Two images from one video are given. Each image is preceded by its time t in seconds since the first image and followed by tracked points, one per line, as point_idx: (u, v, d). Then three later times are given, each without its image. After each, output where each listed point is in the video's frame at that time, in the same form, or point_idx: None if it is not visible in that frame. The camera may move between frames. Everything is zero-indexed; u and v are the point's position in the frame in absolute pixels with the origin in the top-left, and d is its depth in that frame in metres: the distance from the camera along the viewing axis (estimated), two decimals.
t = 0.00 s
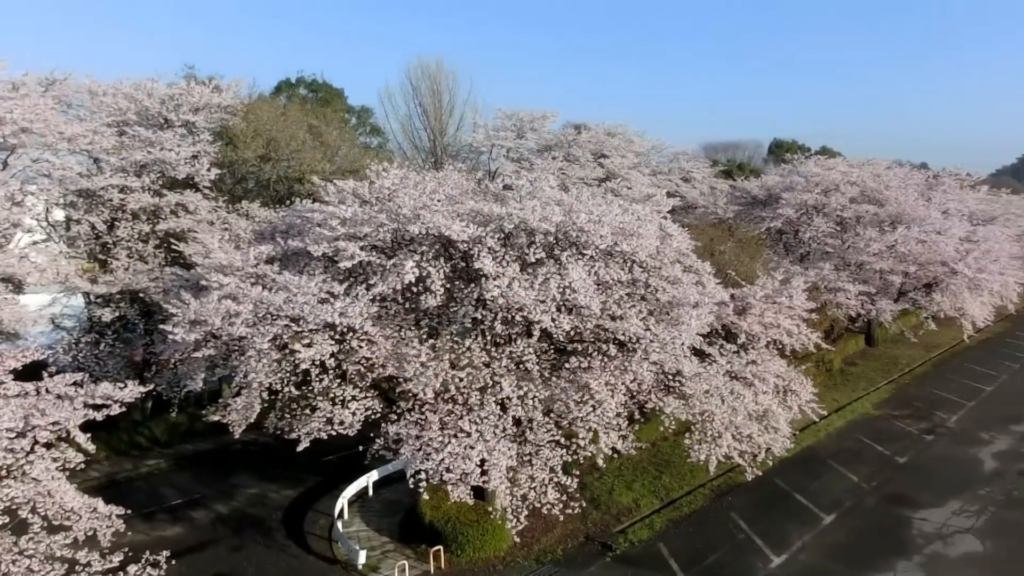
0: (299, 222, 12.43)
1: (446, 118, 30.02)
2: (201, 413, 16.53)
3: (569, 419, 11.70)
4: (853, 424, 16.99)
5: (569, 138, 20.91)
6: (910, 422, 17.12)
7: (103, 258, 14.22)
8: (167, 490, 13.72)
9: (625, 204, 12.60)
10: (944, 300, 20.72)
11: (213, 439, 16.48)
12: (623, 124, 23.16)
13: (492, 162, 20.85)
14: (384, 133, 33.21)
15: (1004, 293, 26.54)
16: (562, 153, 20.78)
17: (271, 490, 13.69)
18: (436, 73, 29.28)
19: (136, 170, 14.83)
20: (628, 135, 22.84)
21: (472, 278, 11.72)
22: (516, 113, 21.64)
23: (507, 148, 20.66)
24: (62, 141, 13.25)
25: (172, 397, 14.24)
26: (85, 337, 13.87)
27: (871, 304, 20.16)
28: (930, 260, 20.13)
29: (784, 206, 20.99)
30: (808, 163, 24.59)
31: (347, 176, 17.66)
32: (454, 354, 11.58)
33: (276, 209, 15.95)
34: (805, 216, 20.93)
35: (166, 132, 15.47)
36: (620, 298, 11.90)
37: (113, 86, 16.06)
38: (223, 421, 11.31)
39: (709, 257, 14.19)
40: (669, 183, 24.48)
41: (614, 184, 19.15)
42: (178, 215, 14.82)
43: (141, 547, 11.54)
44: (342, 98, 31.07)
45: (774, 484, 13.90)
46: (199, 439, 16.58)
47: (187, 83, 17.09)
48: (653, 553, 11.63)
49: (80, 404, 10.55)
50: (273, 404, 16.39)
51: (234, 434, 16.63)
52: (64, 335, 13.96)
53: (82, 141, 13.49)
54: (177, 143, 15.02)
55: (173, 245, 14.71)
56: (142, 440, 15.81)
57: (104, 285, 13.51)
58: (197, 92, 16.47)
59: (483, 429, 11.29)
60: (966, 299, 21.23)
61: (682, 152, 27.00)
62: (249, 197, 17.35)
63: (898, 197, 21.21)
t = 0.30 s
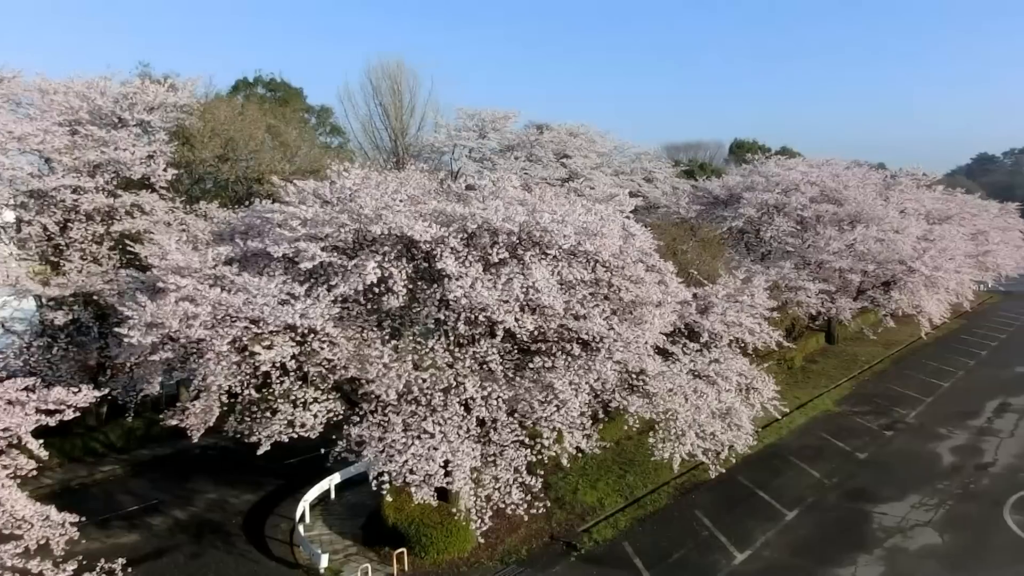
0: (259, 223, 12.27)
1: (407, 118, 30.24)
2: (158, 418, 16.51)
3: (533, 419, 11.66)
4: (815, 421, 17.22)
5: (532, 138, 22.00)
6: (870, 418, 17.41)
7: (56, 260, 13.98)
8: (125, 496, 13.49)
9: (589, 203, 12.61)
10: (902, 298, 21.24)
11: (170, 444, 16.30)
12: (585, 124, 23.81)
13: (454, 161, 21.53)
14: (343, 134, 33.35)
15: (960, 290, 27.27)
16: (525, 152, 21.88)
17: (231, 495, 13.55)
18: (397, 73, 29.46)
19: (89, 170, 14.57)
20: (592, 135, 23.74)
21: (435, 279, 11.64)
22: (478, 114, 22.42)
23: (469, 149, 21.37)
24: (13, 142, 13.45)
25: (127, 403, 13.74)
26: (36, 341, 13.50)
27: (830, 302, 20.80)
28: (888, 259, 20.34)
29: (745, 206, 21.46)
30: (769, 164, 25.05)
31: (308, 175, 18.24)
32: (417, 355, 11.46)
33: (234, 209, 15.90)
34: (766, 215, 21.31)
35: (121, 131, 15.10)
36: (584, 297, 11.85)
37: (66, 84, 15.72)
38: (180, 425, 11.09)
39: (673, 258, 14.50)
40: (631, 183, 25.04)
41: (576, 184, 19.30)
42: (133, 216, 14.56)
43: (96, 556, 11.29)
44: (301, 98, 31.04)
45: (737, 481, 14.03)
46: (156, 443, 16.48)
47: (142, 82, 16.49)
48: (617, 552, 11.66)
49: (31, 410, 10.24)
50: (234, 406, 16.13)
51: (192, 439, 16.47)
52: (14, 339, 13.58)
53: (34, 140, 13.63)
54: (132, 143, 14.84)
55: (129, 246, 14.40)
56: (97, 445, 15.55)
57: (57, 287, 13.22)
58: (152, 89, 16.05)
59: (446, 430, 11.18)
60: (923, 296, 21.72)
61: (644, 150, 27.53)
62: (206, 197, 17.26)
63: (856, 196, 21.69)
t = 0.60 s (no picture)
0: (224, 225, 12.15)
1: (372, 119, 30.72)
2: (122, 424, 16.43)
3: (504, 420, 11.59)
4: (783, 419, 17.43)
5: (500, 139, 22.68)
6: (838, 414, 17.65)
7: (13, 265, 13.58)
8: (89, 505, 13.35)
9: (557, 204, 12.63)
10: (867, 296, 21.73)
11: (134, 450, 16.27)
12: (552, 124, 24.40)
13: (421, 162, 22.12)
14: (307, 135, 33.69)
15: (924, 287, 27.84)
16: (492, 152, 22.51)
17: (197, 502, 13.49)
18: (362, 72, 29.98)
19: (48, 172, 14.27)
20: (559, 136, 24.57)
21: (403, 280, 11.54)
22: (445, 115, 23.06)
23: (437, 149, 21.96)
24: None
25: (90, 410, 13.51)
26: None
27: (797, 300, 21.02)
28: (854, 257, 20.76)
29: (713, 205, 21.75)
30: (736, 163, 25.42)
31: (273, 177, 18.91)
32: (386, 357, 11.35)
33: (198, 212, 15.90)
34: (733, 215, 21.62)
35: (80, 132, 15.00)
36: (553, 297, 11.84)
37: (24, 86, 15.49)
38: (145, 431, 10.89)
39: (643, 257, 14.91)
40: (599, 184, 25.36)
41: (544, 185, 19.47)
42: (95, 219, 14.47)
43: (59, 566, 11.11)
44: (266, 99, 31.30)
45: (707, 479, 14.14)
46: (120, 450, 16.41)
47: (101, 82, 16.51)
48: (590, 551, 11.68)
49: None
50: (199, 410, 16.50)
51: (156, 445, 16.46)
52: None
53: None
54: (93, 145, 14.65)
55: (90, 249, 14.26)
56: (59, 453, 15.37)
57: (15, 292, 12.94)
58: (113, 91, 15.91)
59: (416, 432, 11.09)
60: (888, 293, 22.17)
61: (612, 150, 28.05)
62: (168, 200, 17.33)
63: (822, 195, 22.16)
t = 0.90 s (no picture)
0: (194, 226, 12.03)
1: (345, 118, 30.83)
2: (90, 427, 16.24)
3: (478, 421, 11.51)
4: (756, 419, 17.58)
5: (473, 139, 22.85)
6: (810, 414, 17.84)
7: None
8: (55, 510, 13.18)
9: (531, 205, 12.64)
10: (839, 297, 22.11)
11: (103, 454, 16.14)
12: (527, 125, 24.57)
13: (395, 162, 22.36)
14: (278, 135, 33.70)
15: (895, 288, 28.26)
16: (466, 152, 22.60)
17: (166, 506, 13.39)
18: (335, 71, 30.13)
19: (12, 172, 14.02)
20: (533, 137, 24.80)
21: (377, 281, 11.42)
22: (419, 115, 23.25)
23: (410, 150, 22.20)
24: None
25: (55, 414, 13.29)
26: None
27: (771, 301, 21.16)
28: (826, 257, 21.11)
29: (687, 206, 21.93)
30: (710, 164, 25.67)
31: (244, 177, 18.99)
32: (359, 358, 11.23)
33: (166, 212, 15.81)
34: (706, 215, 21.84)
35: (46, 131, 14.78)
36: (528, 298, 11.81)
37: None
38: (113, 435, 10.70)
39: (616, 258, 15.45)
40: (574, 185, 25.55)
41: (518, 185, 19.56)
42: (61, 219, 14.32)
43: (23, 572, 10.92)
44: (237, 98, 31.26)
45: (681, 479, 14.24)
46: (87, 453, 16.23)
47: (67, 80, 16.24)
48: (564, 552, 11.67)
49: None
50: (169, 413, 16.48)
51: (124, 448, 16.35)
52: None
53: None
54: (59, 144, 14.46)
55: (56, 250, 14.06)
56: (24, 457, 15.16)
57: None
58: (80, 89, 15.70)
59: (390, 434, 10.91)
60: (860, 294, 22.53)
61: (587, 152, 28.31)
62: (137, 200, 17.54)
63: (794, 196, 22.46)
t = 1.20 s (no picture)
0: (175, 227, 11.96)
1: (328, 120, 30.80)
2: (69, 431, 16.11)
3: (462, 423, 11.45)
4: (739, 419, 17.68)
5: (457, 141, 22.90)
6: (794, 414, 17.94)
7: None
8: (33, 514, 13.04)
9: (514, 206, 12.63)
10: (822, 297, 22.31)
11: (82, 457, 16.00)
12: (511, 126, 24.64)
13: (378, 163, 22.35)
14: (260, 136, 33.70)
15: (877, 288, 28.50)
16: (450, 154, 22.64)
17: (147, 510, 13.29)
18: (318, 72, 30.10)
19: None
20: (517, 138, 24.86)
21: (360, 283, 11.36)
22: (402, 116, 23.30)
23: (394, 151, 22.23)
24: None
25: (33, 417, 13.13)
26: None
27: (754, 302, 21.29)
28: (808, 258, 21.36)
29: (670, 208, 22.05)
30: (693, 166, 25.82)
31: (226, 177, 18.90)
32: (342, 360, 11.17)
33: (146, 212, 15.74)
34: (690, 217, 21.97)
35: (25, 131, 14.64)
36: (511, 300, 11.79)
37: None
38: (92, 438, 10.55)
39: (600, 259, 15.57)
40: (557, 186, 25.65)
41: (501, 186, 19.62)
42: (39, 220, 14.23)
43: None
44: (219, 98, 31.14)
45: (666, 480, 14.29)
46: (67, 457, 16.10)
47: (46, 80, 16.10)
48: (548, 553, 11.66)
49: None
50: (150, 416, 16.42)
51: (104, 452, 16.22)
52: None
53: None
54: (37, 144, 14.34)
55: (34, 251, 13.94)
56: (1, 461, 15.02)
57: None
58: (59, 88, 15.56)
59: (374, 436, 10.80)
60: (842, 295, 22.73)
61: (572, 154, 28.41)
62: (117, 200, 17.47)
63: (777, 198, 22.64)
